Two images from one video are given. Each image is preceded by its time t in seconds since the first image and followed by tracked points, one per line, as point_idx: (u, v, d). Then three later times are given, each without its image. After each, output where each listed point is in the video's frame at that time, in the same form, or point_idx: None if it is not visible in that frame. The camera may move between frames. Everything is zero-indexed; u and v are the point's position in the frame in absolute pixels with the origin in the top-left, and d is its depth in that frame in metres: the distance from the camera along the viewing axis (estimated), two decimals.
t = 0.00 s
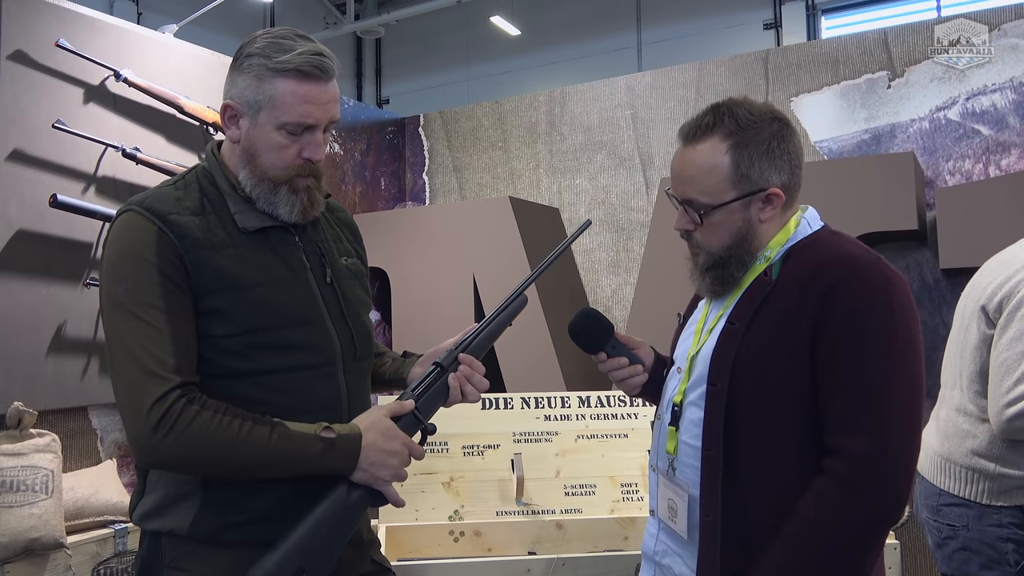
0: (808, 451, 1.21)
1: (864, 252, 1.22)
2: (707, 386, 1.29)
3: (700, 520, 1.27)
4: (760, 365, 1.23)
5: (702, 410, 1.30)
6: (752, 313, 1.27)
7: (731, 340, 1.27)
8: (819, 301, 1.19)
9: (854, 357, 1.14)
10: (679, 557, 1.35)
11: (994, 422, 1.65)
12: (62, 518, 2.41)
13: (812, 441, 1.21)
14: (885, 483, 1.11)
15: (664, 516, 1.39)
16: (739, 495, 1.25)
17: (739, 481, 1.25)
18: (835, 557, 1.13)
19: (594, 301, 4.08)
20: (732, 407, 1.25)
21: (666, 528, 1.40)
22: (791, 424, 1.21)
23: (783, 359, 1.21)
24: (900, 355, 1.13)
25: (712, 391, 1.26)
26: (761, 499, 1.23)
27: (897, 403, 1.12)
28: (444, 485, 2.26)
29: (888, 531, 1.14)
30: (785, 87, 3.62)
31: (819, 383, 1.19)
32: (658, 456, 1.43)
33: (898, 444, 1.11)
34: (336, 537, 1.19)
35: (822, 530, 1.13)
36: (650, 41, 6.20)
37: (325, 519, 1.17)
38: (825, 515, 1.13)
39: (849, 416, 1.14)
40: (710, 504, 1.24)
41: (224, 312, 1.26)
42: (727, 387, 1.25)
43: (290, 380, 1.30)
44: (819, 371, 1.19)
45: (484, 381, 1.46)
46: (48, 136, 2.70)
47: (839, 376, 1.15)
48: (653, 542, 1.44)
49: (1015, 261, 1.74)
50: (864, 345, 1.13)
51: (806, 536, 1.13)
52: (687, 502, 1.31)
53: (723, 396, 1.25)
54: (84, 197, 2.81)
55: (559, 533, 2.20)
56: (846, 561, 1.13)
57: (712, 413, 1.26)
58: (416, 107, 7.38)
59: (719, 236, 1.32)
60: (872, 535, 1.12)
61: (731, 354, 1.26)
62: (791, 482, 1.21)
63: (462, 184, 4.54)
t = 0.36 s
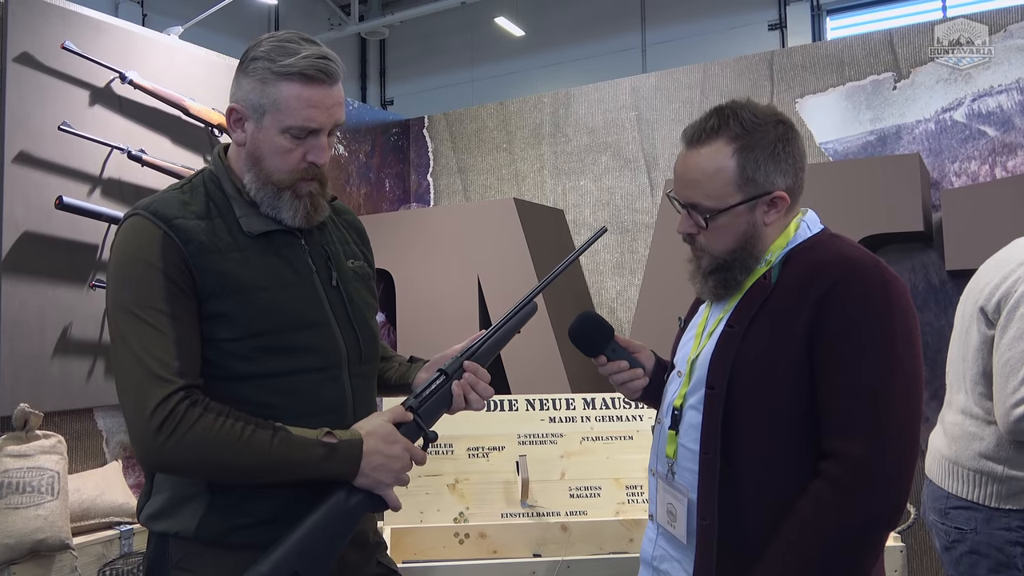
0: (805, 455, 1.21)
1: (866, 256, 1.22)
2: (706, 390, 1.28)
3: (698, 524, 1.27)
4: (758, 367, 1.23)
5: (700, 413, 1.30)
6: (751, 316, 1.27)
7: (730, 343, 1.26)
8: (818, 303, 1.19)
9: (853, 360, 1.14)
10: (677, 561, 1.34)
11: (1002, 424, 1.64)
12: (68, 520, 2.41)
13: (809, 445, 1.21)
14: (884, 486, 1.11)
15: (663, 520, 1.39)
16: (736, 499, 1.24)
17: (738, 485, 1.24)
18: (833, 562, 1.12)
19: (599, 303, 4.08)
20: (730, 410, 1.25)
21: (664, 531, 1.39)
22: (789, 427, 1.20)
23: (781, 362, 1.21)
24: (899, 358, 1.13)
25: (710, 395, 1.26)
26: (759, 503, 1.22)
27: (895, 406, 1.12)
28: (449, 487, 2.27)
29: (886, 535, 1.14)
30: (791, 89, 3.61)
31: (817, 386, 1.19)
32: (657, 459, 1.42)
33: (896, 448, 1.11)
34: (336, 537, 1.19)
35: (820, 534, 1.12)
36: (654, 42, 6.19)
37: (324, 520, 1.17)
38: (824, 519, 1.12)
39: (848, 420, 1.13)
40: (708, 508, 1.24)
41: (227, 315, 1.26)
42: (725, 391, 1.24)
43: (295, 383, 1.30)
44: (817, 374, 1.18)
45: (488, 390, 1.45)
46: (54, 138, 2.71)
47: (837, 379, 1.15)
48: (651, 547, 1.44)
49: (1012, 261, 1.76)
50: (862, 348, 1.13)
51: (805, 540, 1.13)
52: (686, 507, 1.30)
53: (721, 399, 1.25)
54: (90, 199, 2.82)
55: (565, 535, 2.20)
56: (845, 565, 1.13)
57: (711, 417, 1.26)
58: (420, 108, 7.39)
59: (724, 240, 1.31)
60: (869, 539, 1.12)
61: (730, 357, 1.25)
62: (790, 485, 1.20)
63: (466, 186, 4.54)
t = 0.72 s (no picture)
0: (807, 455, 1.20)
1: (867, 256, 1.22)
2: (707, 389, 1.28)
3: (697, 523, 1.26)
4: (760, 368, 1.23)
5: (702, 412, 1.30)
6: (754, 316, 1.26)
7: (732, 343, 1.26)
8: (821, 304, 1.19)
9: (856, 360, 1.13)
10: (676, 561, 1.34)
11: (998, 420, 1.65)
12: (70, 520, 2.42)
13: (811, 445, 1.21)
14: (885, 486, 1.11)
15: (661, 519, 1.38)
16: (736, 498, 1.24)
17: (738, 485, 1.24)
18: (834, 562, 1.12)
19: (601, 303, 4.07)
20: (732, 410, 1.25)
21: (663, 531, 1.39)
22: (789, 427, 1.20)
23: (783, 362, 1.21)
24: (900, 359, 1.12)
25: (711, 394, 1.26)
26: (758, 502, 1.22)
27: (897, 407, 1.11)
28: (450, 487, 2.26)
29: (887, 535, 1.14)
30: (792, 89, 3.61)
31: (820, 386, 1.18)
32: (656, 459, 1.42)
33: (898, 448, 1.11)
34: (336, 535, 1.20)
35: (821, 533, 1.12)
36: (656, 43, 6.20)
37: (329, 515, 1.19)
38: (825, 519, 1.12)
39: (850, 421, 1.13)
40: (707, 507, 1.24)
41: (229, 316, 1.26)
42: (727, 390, 1.24)
43: (296, 383, 1.30)
44: (820, 374, 1.18)
45: (489, 389, 1.45)
46: (57, 139, 2.71)
47: (839, 378, 1.15)
48: (649, 548, 1.44)
49: (1001, 257, 1.77)
50: (866, 348, 1.13)
51: (806, 540, 1.13)
52: (686, 506, 1.30)
53: (723, 398, 1.24)
54: (93, 200, 2.82)
55: (566, 535, 2.21)
56: (846, 565, 1.12)
57: (712, 417, 1.25)
58: (422, 109, 7.39)
59: (727, 237, 1.31)
60: (870, 539, 1.12)
61: (731, 357, 1.25)
62: (790, 485, 1.20)
63: (468, 186, 4.54)
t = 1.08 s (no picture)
0: (808, 457, 1.20)
1: (867, 258, 1.21)
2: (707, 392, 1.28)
3: (698, 527, 1.26)
4: (760, 371, 1.22)
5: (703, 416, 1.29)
6: (754, 319, 1.26)
7: (732, 347, 1.26)
8: (821, 307, 1.19)
9: (856, 362, 1.13)
10: (678, 566, 1.34)
11: (997, 421, 1.64)
12: (70, 522, 2.42)
13: (812, 448, 1.20)
14: (886, 489, 1.10)
15: (663, 524, 1.38)
16: (738, 502, 1.24)
17: (739, 488, 1.24)
18: (835, 565, 1.11)
19: (602, 305, 4.07)
20: (733, 413, 1.24)
21: (665, 536, 1.38)
22: (790, 431, 1.20)
23: (783, 365, 1.20)
24: (901, 361, 1.12)
25: (711, 398, 1.26)
26: (760, 506, 1.22)
27: (896, 410, 1.11)
28: (450, 489, 2.26)
29: (889, 538, 1.13)
30: (793, 90, 3.60)
31: (821, 389, 1.18)
32: (658, 463, 1.41)
33: (898, 450, 1.11)
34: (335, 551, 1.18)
35: (822, 537, 1.11)
36: (658, 44, 6.19)
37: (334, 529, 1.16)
38: (826, 523, 1.11)
39: (850, 424, 1.13)
40: (709, 511, 1.23)
41: (228, 320, 1.26)
42: (727, 394, 1.24)
43: (295, 387, 1.29)
44: (821, 377, 1.18)
45: (492, 390, 1.45)
46: (57, 140, 2.71)
47: (840, 381, 1.14)
48: (651, 552, 1.43)
49: (991, 258, 1.76)
50: (866, 350, 1.13)
51: (806, 544, 1.12)
52: (688, 510, 1.29)
53: (724, 402, 1.24)
54: (93, 202, 2.82)
55: (566, 538, 2.20)
56: (848, 568, 1.12)
57: (712, 420, 1.25)
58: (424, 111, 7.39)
59: (726, 240, 1.31)
60: (872, 543, 1.11)
61: (731, 360, 1.25)
62: (791, 488, 1.20)
63: (469, 188, 4.54)
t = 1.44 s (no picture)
0: (813, 456, 1.20)
1: (870, 256, 1.21)
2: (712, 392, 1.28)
3: (705, 528, 1.26)
4: (765, 370, 1.22)
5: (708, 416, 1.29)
6: (758, 319, 1.25)
7: (735, 346, 1.25)
8: (824, 305, 1.18)
9: (860, 360, 1.13)
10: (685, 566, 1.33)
11: (1002, 421, 1.63)
12: (73, 523, 2.42)
13: (817, 447, 1.20)
14: (891, 487, 1.10)
15: (670, 525, 1.38)
16: (744, 503, 1.23)
17: (745, 488, 1.23)
18: (841, 564, 1.11)
19: (604, 305, 4.07)
20: (738, 413, 1.24)
21: (672, 537, 1.38)
22: (796, 430, 1.20)
23: (787, 364, 1.20)
24: (905, 359, 1.12)
25: (716, 398, 1.25)
26: (767, 506, 1.21)
27: (901, 408, 1.11)
28: (453, 489, 2.26)
29: (896, 536, 1.13)
30: (795, 89, 3.60)
31: (825, 387, 1.18)
32: (664, 464, 1.41)
33: (904, 448, 1.10)
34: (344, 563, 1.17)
35: (828, 536, 1.11)
36: (658, 44, 6.20)
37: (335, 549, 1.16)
38: (832, 522, 1.11)
39: (854, 423, 1.12)
40: (714, 512, 1.23)
41: (229, 321, 1.26)
42: (731, 394, 1.24)
43: (297, 387, 1.29)
44: (825, 376, 1.17)
45: (502, 386, 1.45)
46: (59, 142, 2.71)
47: (844, 379, 1.14)
48: (658, 553, 1.43)
49: (988, 257, 1.77)
50: (870, 348, 1.12)
51: (812, 544, 1.12)
52: (693, 511, 1.29)
53: (728, 402, 1.24)
54: (95, 203, 2.82)
55: (569, 538, 2.19)
56: (855, 567, 1.11)
57: (716, 420, 1.25)
58: (424, 112, 7.39)
59: (728, 240, 1.30)
60: (879, 541, 1.11)
61: (735, 360, 1.24)
62: (797, 488, 1.20)
63: (470, 188, 4.54)
